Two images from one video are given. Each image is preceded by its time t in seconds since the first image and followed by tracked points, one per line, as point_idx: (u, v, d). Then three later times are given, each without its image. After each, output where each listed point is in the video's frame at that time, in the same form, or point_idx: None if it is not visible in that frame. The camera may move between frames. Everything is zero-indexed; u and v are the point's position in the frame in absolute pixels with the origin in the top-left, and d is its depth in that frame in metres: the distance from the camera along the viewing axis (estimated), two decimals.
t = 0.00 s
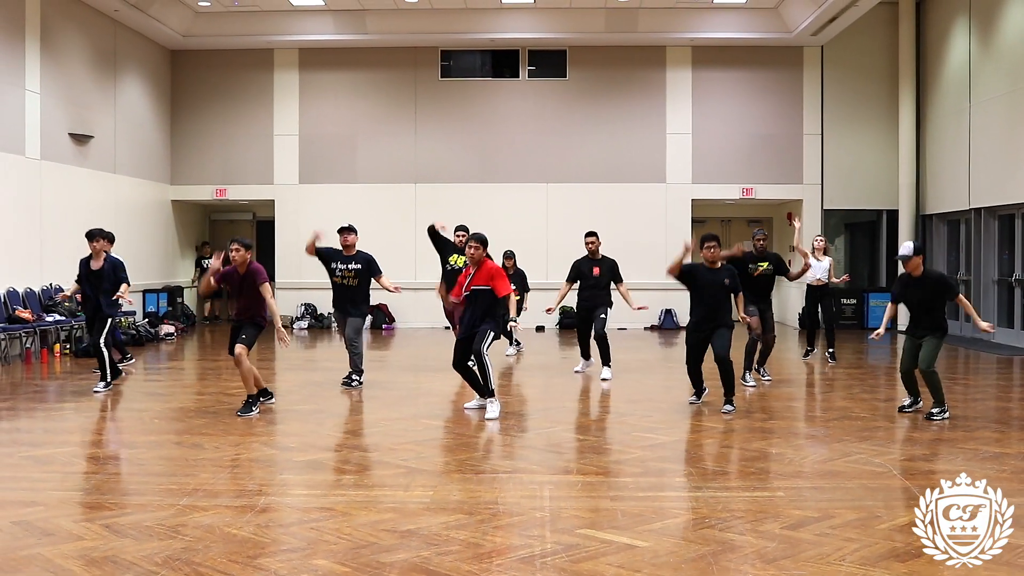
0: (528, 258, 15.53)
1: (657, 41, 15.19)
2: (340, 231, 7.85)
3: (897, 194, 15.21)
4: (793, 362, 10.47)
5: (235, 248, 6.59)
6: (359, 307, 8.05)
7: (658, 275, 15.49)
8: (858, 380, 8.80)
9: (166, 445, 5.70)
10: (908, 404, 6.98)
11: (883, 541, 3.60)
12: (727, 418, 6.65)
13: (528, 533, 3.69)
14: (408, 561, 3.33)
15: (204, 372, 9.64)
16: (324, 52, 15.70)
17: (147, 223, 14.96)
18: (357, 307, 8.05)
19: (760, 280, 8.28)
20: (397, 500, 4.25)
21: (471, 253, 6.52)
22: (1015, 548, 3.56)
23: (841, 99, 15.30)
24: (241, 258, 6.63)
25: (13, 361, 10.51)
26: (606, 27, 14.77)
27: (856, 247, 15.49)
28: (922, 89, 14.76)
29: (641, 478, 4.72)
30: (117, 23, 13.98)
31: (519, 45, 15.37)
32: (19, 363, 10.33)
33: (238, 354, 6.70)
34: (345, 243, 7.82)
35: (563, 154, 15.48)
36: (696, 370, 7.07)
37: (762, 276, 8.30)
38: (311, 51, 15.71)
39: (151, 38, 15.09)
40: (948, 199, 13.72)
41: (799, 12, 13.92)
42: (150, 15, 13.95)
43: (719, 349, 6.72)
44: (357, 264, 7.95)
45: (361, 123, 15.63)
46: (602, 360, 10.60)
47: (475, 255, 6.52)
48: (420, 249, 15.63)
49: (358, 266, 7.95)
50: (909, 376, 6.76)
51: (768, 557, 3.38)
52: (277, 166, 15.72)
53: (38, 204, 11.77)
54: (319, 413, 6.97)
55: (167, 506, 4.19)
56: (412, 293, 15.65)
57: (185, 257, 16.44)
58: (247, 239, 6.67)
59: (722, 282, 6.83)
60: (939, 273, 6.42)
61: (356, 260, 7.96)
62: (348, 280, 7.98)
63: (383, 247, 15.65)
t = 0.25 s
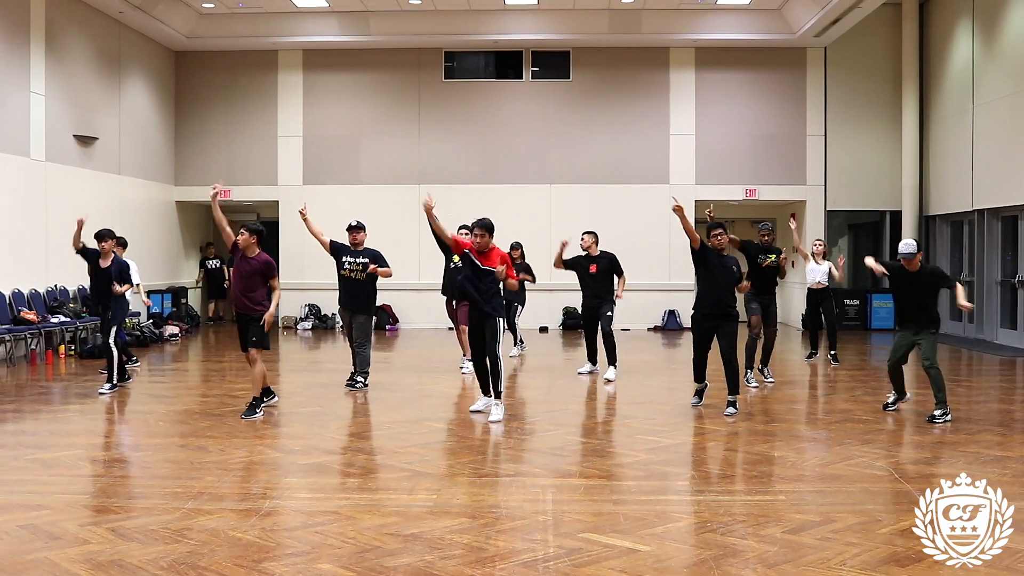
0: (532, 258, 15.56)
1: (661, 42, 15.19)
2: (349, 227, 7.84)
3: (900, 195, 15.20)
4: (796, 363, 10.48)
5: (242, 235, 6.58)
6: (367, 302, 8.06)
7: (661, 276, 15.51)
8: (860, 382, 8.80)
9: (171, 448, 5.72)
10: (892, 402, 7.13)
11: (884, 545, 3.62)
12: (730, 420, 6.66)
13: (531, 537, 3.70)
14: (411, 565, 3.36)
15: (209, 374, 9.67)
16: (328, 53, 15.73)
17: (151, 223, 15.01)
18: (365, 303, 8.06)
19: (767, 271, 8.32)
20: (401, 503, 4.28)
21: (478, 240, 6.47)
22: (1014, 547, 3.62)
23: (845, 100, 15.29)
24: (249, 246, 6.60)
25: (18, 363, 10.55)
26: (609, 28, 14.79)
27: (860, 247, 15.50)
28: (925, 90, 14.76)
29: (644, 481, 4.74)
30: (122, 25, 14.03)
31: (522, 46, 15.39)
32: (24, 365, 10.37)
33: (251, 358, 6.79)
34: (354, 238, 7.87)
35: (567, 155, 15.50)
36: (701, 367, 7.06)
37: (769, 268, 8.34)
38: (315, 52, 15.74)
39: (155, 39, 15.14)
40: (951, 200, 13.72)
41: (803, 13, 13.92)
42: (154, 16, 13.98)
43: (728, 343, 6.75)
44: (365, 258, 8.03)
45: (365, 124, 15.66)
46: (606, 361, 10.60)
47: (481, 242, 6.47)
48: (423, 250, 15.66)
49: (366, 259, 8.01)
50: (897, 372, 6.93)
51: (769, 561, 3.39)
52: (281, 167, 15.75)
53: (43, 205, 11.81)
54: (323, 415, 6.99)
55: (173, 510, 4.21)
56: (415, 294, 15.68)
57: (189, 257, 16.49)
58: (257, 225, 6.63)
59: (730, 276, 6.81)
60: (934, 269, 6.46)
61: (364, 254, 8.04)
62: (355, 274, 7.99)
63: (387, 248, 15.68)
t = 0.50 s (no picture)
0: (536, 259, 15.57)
1: (665, 43, 15.20)
2: (354, 237, 7.87)
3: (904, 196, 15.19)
4: (800, 365, 10.48)
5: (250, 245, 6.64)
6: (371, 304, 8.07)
7: (665, 277, 15.51)
8: (864, 385, 8.80)
9: (176, 450, 5.75)
10: (893, 403, 7.19)
11: (888, 549, 3.63)
12: (733, 423, 6.67)
13: (535, 541, 3.72)
14: (416, 569, 3.39)
15: (214, 376, 9.70)
16: (332, 54, 15.76)
17: (157, 224, 15.06)
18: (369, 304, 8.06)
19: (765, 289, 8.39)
20: (405, 506, 4.30)
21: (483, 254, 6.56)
22: (1015, 548, 3.66)
23: (849, 101, 15.28)
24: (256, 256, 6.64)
25: (24, 364, 10.60)
26: (613, 29, 14.80)
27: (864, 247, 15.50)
28: (930, 91, 14.74)
29: (647, 484, 4.75)
30: (127, 26, 14.07)
31: (526, 47, 15.41)
32: (30, 366, 10.42)
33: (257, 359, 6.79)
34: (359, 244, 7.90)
35: (571, 156, 15.51)
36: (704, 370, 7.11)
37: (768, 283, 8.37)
38: (319, 53, 15.77)
39: (160, 41, 15.18)
40: (955, 201, 13.71)
41: (807, 14, 13.92)
42: (159, 18, 14.02)
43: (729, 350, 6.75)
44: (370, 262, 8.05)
45: (369, 126, 15.69)
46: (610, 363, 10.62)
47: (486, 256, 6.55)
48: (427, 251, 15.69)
49: (371, 261, 8.05)
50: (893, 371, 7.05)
51: (772, 565, 3.41)
52: (285, 168, 15.79)
53: (48, 207, 11.86)
54: (327, 417, 7.01)
55: (179, 513, 4.24)
56: (419, 294, 15.71)
57: (194, 258, 16.54)
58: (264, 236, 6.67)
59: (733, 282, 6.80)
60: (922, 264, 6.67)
61: (369, 257, 8.09)
62: (361, 276, 8.04)
63: (391, 249, 15.71)
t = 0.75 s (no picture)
0: (538, 261, 15.59)
1: (668, 46, 15.22)
2: (353, 247, 7.87)
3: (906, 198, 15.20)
4: (802, 368, 10.50)
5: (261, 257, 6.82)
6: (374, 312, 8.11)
7: (668, 279, 15.52)
8: (866, 388, 8.81)
9: (181, 453, 5.77)
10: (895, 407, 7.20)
11: (890, 553, 3.65)
12: (736, 426, 6.68)
13: (539, 545, 3.74)
14: (421, 573, 3.41)
15: (217, 377, 9.72)
16: (335, 56, 15.78)
17: (160, 225, 15.10)
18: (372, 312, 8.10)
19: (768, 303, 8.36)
20: (409, 509, 4.32)
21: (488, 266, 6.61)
22: (1015, 548, 3.72)
23: (851, 104, 15.29)
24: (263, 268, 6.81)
25: (28, 366, 10.62)
26: (616, 32, 14.83)
27: (866, 249, 15.51)
28: (932, 93, 14.75)
29: (650, 488, 4.77)
30: (131, 28, 14.11)
31: (528, 49, 15.43)
32: (34, 368, 10.45)
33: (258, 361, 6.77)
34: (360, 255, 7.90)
35: (573, 158, 15.53)
36: (705, 378, 7.17)
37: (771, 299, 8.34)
38: (322, 55, 15.80)
39: (163, 42, 15.21)
40: (958, 204, 13.72)
41: (810, 17, 13.93)
42: (163, 20, 14.05)
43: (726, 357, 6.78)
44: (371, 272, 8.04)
45: (372, 128, 15.72)
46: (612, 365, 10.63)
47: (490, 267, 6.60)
48: (430, 253, 15.71)
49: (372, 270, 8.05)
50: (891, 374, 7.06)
51: (776, 570, 3.43)
52: (288, 170, 15.82)
53: (52, 209, 11.90)
54: (330, 419, 7.03)
55: (184, 516, 4.26)
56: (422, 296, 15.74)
57: (197, 259, 16.57)
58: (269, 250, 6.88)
59: (729, 294, 6.89)
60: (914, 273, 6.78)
61: (372, 266, 8.06)
62: (364, 286, 8.06)
63: (394, 251, 15.73)
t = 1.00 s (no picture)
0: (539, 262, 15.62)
1: (669, 47, 15.24)
2: (354, 255, 7.90)
3: (907, 199, 15.21)
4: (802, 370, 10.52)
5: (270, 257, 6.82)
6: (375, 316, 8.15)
7: (669, 280, 15.54)
8: (867, 390, 8.83)
9: (185, 454, 5.79)
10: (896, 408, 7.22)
11: (892, 556, 3.67)
12: (737, 428, 6.70)
13: (543, 546, 3.77)
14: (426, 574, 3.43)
15: (219, 378, 9.75)
16: (337, 57, 15.81)
17: (162, 225, 15.12)
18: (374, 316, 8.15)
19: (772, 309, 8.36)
20: (413, 511, 4.34)
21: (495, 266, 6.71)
22: (1015, 548, 3.76)
23: (852, 106, 15.31)
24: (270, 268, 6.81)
25: (31, 366, 10.64)
26: (617, 33, 14.86)
27: (867, 249, 15.51)
28: (933, 95, 14.76)
29: (653, 490, 4.79)
30: (133, 29, 14.14)
31: (530, 51, 15.45)
32: (36, 368, 10.47)
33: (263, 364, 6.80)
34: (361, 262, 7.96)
35: (575, 159, 15.55)
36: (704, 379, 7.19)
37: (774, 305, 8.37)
38: (324, 56, 15.82)
39: (166, 43, 15.24)
40: (959, 205, 13.73)
41: (811, 18, 13.95)
42: (165, 21, 14.08)
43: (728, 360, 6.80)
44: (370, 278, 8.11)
45: (374, 129, 15.74)
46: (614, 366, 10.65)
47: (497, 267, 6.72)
48: (432, 253, 15.73)
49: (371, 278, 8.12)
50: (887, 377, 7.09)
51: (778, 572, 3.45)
52: (290, 170, 15.84)
53: (54, 209, 11.92)
54: (333, 421, 7.06)
55: (189, 518, 4.29)
56: (423, 297, 15.77)
57: (199, 260, 16.59)
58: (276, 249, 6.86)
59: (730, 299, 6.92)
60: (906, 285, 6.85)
61: (371, 274, 8.13)
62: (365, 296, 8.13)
63: (395, 252, 15.75)
